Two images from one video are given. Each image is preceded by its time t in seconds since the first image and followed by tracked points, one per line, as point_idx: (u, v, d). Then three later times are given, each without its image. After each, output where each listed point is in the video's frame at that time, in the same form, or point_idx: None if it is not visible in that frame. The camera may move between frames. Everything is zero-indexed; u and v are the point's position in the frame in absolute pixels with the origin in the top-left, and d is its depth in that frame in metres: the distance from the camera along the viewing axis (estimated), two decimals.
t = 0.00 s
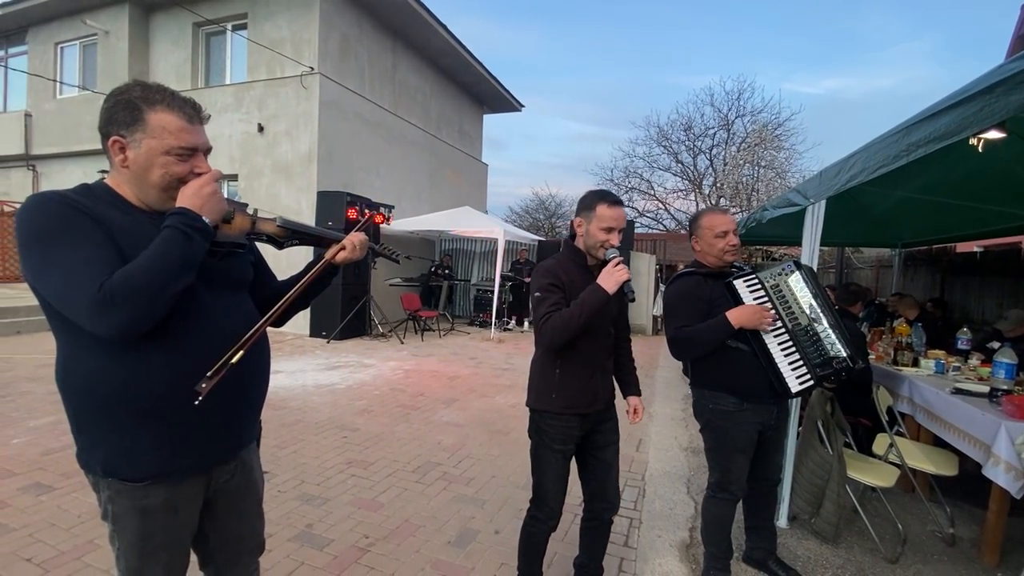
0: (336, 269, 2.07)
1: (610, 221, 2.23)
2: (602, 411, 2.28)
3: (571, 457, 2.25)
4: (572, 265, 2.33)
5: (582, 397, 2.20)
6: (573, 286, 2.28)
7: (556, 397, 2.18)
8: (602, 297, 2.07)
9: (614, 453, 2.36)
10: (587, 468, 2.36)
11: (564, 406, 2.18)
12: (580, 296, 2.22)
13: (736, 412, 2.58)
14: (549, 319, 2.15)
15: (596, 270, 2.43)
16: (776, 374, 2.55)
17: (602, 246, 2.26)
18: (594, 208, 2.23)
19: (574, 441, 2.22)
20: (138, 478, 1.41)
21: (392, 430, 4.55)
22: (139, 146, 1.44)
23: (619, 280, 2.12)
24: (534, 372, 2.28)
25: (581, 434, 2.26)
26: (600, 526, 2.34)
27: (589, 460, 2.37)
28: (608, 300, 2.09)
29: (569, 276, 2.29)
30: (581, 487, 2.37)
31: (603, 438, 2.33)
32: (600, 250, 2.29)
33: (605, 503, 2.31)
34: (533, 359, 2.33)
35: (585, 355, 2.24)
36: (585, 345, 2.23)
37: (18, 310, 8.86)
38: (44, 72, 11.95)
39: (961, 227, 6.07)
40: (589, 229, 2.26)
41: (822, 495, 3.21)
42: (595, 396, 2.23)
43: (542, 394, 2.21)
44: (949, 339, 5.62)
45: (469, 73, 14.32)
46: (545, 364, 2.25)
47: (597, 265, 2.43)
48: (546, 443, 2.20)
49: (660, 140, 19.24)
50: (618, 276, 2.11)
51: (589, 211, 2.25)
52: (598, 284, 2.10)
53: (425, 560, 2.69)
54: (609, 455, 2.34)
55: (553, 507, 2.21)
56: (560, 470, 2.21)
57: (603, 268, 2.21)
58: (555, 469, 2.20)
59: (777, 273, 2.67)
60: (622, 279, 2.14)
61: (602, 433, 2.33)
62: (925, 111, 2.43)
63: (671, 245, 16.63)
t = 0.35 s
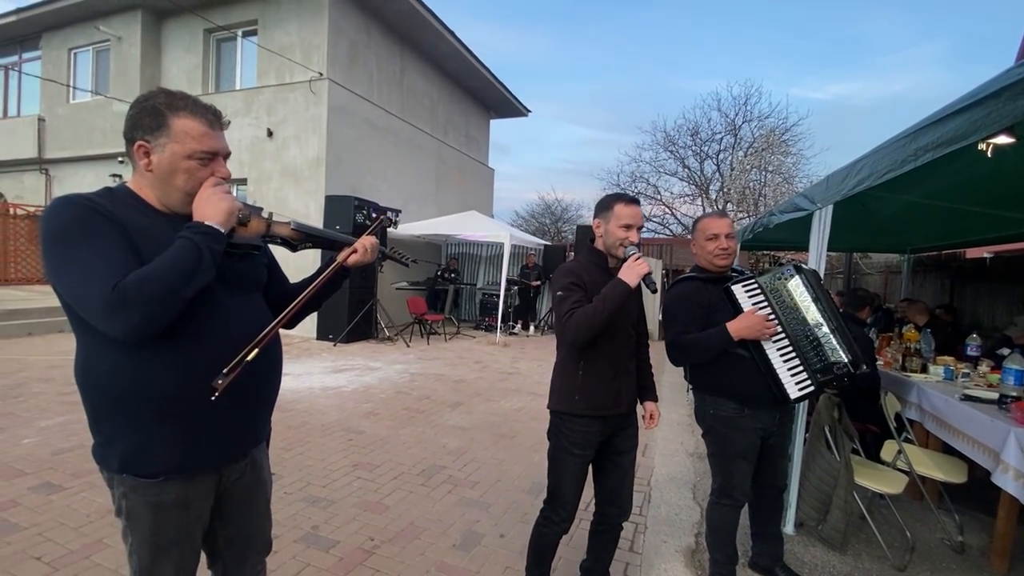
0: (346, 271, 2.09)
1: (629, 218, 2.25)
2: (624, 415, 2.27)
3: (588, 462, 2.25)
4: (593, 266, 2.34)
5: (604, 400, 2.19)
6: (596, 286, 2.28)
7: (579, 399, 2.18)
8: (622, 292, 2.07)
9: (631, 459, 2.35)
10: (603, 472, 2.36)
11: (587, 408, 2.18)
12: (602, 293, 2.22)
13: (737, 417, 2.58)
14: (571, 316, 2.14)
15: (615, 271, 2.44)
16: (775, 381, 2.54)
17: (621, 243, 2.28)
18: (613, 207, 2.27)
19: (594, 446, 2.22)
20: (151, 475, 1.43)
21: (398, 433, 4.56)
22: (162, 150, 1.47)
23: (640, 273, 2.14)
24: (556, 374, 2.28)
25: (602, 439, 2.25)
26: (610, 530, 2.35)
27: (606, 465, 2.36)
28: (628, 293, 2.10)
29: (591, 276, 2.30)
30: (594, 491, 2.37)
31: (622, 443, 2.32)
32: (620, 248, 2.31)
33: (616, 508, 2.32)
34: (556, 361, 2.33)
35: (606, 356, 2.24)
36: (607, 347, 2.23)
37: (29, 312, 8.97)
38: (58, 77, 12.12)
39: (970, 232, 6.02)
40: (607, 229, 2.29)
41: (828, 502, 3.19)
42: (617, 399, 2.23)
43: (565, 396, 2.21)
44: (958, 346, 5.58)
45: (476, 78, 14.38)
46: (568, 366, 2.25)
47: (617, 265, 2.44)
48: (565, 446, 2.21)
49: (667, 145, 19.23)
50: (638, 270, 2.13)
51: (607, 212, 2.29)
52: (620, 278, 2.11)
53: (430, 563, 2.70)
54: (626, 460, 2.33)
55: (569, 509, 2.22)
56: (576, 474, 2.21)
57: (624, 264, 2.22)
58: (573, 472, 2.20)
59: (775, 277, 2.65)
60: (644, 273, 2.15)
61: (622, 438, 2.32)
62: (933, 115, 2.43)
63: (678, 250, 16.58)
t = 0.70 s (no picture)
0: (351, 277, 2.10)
1: (640, 222, 2.27)
2: (632, 421, 2.26)
3: (595, 468, 2.25)
4: (604, 269, 2.35)
5: (613, 404, 2.20)
6: (607, 290, 2.30)
7: (588, 401, 2.18)
8: (637, 290, 2.08)
9: (637, 466, 2.35)
10: (608, 479, 2.36)
11: (597, 411, 2.18)
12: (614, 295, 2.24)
13: (734, 423, 2.58)
14: (585, 316, 2.14)
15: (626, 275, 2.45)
16: (772, 391, 2.53)
17: (635, 246, 2.30)
18: (621, 212, 2.29)
19: (602, 451, 2.22)
20: (158, 472, 1.44)
21: (399, 437, 4.57)
22: (176, 155, 1.48)
23: (654, 273, 2.15)
24: (565, 377, 2.29)
25: (609, 445, 2.25)
26: (614, 536, 2.34)
27: (612, 470, 2.36)
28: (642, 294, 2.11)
29: (602, 280, 2.32)
30: (598, 497, 2.36)
31: (629, 449, 2.32)
32: (633, 251, 2.32)
33: (620, 514, 2.31)
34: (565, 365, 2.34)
35: (615, 360, 2.24)
36: (616, 351, 2.24)
37: (33, 313, 9.01)
38: (65, 81, 12.22)
39: (972, 241, 6.02)
40: (620, 232, 2.30)
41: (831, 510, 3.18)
42: (626, 403, 2.23)
43: (575, 397, 2.20)
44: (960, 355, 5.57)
45: (480, 85, 14.46)
46: (577, 370, 2.25)
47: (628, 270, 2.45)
48: (571, 451, 2.21)
49: (669, 152, 19.27)
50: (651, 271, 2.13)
51: (617, 217, 2.31)
52: (633, 278, 2.12)
53: (430, 568, 2.70)
54: (632, 467, 2.34)
55: (574, 514, 2.21)
56: (583, 479, 2.21)
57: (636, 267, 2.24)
58: (580, 477, 2.20)
59: (774, 286, 2.61)
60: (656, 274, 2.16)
61: (628, 444, 2.32)
62: (933, 124, 2.44)
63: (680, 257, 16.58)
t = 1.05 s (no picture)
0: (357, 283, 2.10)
1: (628, 226, 2.27)
2: (624, 424, 2.25)
3: (589, 475, 2.24)
4: (595, 272, 2.35)
5: (604, 407, 2.19)
6: (598, 292, 2.30)
7: (578, 404, 2.18)
8: (630, 294, 2.07)
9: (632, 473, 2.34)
10: (602, 486, 2.35)
11: (586, 413, 2.17)
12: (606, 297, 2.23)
13: (733, 430, 2.58)
14: (577, 316, 2.14)
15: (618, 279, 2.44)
16: (773, 399, 2.53)
17: (627, 252, 2.27)
18: (609, 217, 2.30)
19: (595, 456, 2.21)
20: (162, 473, 1.43)
21: (398, 441, 4.56)
22: (201, 157, 1.51)
23: (648, 277, 2.12)
24: (557, 381, 2.29)
25: (602, 450, 2.24)
26: (611, 544, 2.33)
27: (606, 477, 2.35)
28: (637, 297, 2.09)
29: (594, 282, 2.32)
30: (595, 503, 2.35)
31: (622, 455, 2.31)
32: (626, 257, 2.29)
33: (618, 521, 2.30)
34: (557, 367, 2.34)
35: (607, 361, 2.23)
36: (606, 354, 2.23)
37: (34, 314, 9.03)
38: (70, 83, 12.29)
39: (974, 251, 6.01)
40: (610, 238, 2.30)
41: (830, 519, 3.17)
42: (618, 406, 2.22)
43: (564, 401, 2.21)
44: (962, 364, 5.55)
45: (483, 90, 14.52)
46: (569, 371, 2.25)
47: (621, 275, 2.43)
48: (564, 457, 2.21)
49: (671, 159, 19.32)
50: (645, 274, 2.11)
51: (606, 223, 2.31)
52: (626, 281, 2.10)
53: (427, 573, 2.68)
54: (628, 475, 2.32)
55: (570, 523, 2.20)
56: (577, 487, 2.20)
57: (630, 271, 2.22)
58: (574, 484, 2.20)
59: (781, 293, 2.62)
60: (651, 277, 2.13)
61: (621, 449, 2.30)
62: (933, 133, 2.44)
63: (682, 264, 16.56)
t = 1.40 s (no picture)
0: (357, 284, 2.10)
1: (594, 223, 2.29)
2: (603, 427, 2.27)
3: (569, 480, 2.24)
4: (566, 275, 2.37)
5: (583, 412, 2.20)
6: (569, 294, 2.31)
7: (557, 411, 2.19)
8: (602, 294, 2.07)
9: (613, 476, 2.35)
10: (585, 492, 2.35)
11: (564, 421, 2.18)
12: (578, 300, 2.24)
13: (739, 434, 2.57)
14: (551, 321, 2.13)
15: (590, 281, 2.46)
16: (783, 399, 2.51)
17: (593, 249, 2.30)
18: (574, 215, 2.32)
19: (575, 463, 2.22)
20: (164, 465, 1.45)
21: (393, 444, 4.56)
22: (208, 158, 1.54)
23: (616, 275, 2.14)
24: (534, 387, 2.27)
25: (581, 455, 2.25)
26: (597, 548, 2.33)
27: (587, 484, 2.36)
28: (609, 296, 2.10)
29: (564, 284, 2.33)
30: (578, 510, 2.36)
31: (602, 460, 2.31)
32: (593, 254, 2.33)
33: (602, 527, 2.31)
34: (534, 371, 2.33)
35: (584, 367, 2.24)
36: (584, 359, 2.24)
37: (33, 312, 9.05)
38: (74, 83, 12.35)
39: (971, 260, 6.03)
40: (577, 237, 2.31)
41: (823, 525, 3.16)
42: (597, 409, 2.24)
43: (543, 409, 2.21)
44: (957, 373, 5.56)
45: (484, 95, 14.59)
46: (546, 377, 2.25)
47: (591, 274, 2.45)
48: (545, 465, 2.20)
49: (671, 166, 19.37)
50: (615, 272, 2.14)
51: (572, 222, 2.33)
52: (598, 281, 2.11)
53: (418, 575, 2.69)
54: (608, 479, 2.33)
55: (553, 530, 2.20)
56: (558, 493, 2.20)
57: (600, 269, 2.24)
58: (555, 491, 2.19)
59: (797, 297, 2.69)
60: (620, 275, 2.16)
61: (601, 455, 2.31)
62: (924, 140, 2.46)
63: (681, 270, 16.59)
